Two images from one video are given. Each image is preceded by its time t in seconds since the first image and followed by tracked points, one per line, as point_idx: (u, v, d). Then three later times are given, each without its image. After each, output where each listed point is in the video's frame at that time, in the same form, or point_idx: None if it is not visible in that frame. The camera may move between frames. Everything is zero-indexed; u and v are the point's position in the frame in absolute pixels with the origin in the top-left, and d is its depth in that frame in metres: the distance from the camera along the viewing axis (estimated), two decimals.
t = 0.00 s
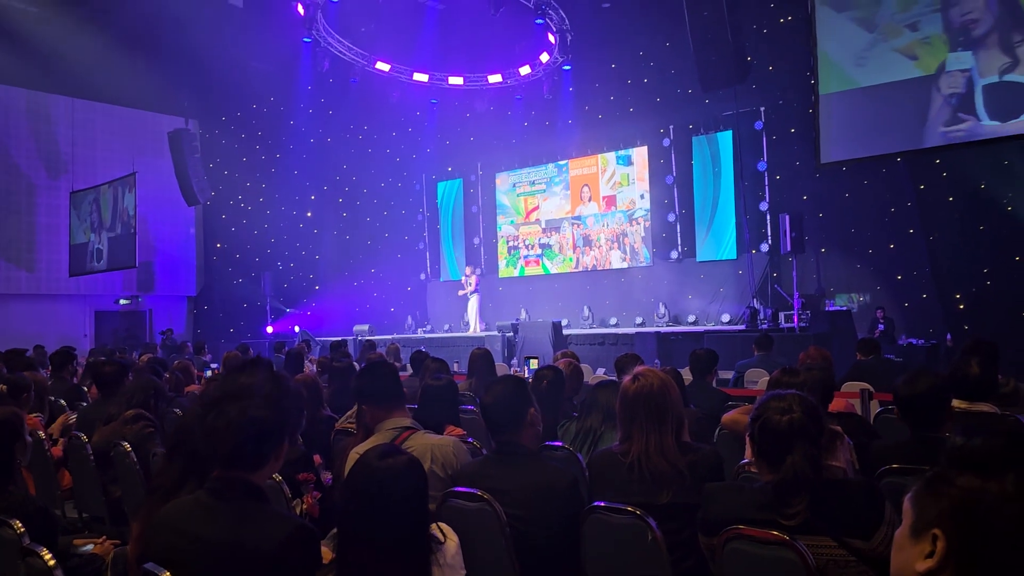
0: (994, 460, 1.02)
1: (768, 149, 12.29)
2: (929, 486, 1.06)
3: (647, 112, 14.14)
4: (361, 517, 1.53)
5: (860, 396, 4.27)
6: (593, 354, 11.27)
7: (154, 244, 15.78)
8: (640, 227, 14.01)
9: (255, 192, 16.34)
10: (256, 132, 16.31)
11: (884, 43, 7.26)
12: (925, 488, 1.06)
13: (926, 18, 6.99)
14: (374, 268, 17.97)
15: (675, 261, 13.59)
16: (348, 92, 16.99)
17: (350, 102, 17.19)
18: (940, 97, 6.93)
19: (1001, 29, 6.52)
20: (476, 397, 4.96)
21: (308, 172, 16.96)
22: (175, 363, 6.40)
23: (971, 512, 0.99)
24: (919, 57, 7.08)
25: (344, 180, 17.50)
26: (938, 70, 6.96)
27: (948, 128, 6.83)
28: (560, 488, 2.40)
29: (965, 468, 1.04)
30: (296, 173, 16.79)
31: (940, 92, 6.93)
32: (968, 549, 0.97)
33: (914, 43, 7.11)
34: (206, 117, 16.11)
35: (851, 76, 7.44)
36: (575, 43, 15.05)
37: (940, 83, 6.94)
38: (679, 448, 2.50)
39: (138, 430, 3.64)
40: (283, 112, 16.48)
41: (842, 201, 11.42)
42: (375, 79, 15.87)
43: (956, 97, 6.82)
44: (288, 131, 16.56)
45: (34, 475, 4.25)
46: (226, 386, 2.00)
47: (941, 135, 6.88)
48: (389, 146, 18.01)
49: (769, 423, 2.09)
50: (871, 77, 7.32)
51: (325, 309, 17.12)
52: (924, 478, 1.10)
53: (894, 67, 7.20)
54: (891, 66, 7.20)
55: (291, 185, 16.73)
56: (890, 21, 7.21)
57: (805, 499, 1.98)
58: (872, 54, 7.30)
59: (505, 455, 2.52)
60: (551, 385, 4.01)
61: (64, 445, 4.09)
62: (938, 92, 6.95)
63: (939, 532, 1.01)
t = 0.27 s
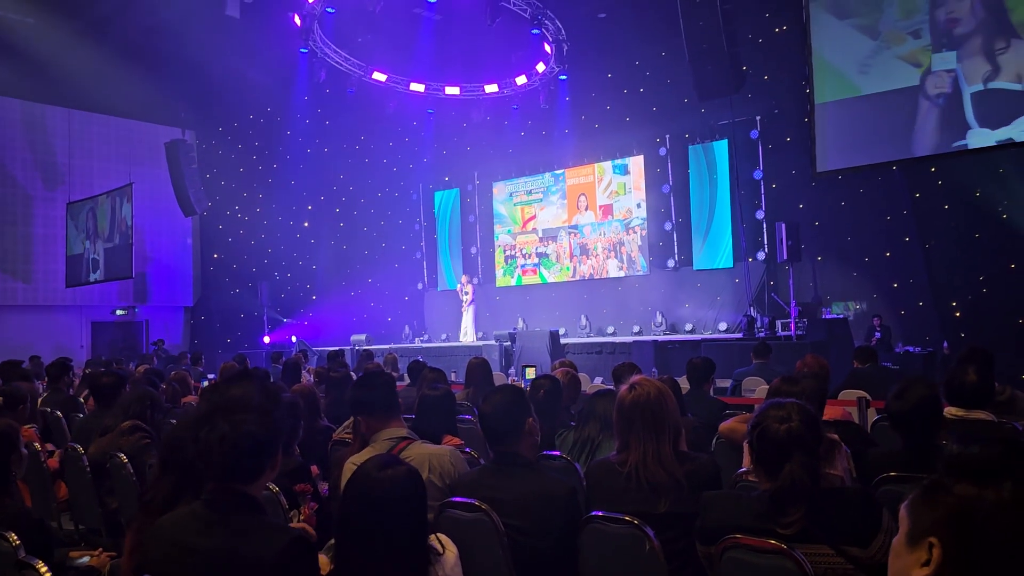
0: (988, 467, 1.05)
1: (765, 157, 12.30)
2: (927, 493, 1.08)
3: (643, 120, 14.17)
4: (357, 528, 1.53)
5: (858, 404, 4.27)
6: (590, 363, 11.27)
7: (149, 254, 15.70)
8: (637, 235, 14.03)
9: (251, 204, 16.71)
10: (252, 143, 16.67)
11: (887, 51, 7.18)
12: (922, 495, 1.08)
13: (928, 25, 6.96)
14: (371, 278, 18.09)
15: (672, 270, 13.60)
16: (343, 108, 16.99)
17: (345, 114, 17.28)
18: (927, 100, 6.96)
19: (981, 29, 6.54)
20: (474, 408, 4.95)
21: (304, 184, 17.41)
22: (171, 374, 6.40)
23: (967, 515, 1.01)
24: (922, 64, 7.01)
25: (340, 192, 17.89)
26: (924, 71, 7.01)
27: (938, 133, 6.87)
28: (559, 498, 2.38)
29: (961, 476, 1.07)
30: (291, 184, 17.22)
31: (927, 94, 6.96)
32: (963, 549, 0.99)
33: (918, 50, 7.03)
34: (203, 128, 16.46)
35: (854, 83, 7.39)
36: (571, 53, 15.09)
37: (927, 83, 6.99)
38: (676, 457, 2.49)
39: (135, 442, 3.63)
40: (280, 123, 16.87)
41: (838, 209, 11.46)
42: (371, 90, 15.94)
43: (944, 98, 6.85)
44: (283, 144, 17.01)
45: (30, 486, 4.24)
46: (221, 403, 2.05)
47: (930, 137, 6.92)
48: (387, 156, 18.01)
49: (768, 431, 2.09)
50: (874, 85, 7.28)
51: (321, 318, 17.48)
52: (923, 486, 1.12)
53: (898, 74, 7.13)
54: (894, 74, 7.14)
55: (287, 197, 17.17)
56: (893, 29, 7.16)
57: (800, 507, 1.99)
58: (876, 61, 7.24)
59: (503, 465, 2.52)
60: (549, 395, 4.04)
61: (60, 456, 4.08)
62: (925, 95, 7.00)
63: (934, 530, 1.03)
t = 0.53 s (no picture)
0: (970, 460, 0.89)
1: (762, 159, 12.33)
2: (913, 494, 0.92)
3: (641, 123, 14.20)
4: (355, 530, 1.54)
5: (857, 404, 4.28)
6: (588, 364, 11.27)
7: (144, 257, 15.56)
8: (634, 237, 14.05)
9: (249, 206, 16.36)
10: (250, 145, 16.36)
11: (894, 50, 7.10)
12: (910, 494, 0.93)
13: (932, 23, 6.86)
14: (368, 280, 18.17)
15: (670, 271, 13.62)
16: (341, 106, 17.15)
17: (342, 117, 17.53)
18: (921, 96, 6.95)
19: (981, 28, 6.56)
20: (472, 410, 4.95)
21: (302, 185, 17.16)
22: (170, 377, 6.39)
23: (961, 515, 0.85)
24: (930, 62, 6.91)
25: (338, 194, 17.85)
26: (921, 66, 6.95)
27: (930, 130, 6.89)
28: (557, 500, 2.39)
29: (947, 472, 0.91)
30: (289, 186, 16.96)
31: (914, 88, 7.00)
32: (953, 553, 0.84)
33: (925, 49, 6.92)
34: (201, 131, 16.04)
35: (862, 83, 7.29)
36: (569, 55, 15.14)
37: (925, 77, 6.95)
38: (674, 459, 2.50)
39: (132, 445, 3.63)
40: (277, 125, 16.77)
41: (835, 210, 11.49)
42: (368, 93, 15.93)
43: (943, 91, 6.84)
44: (281, 145, 16.74)
45: (28, 490, 4.23)
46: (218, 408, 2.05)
47: (922, 135, 6.94)
48: (385, 158, 18.23)
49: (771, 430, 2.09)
50: (881, 83, 7.20)
51: (320, 321, 17.21)
52: (910, 483, 0.96)
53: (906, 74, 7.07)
54: (902, 72, 7.06)
55: (285, 200, 16.89)
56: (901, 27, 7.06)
57: (796, 506, 1.99)
58: (882, 60, 7.18)
59: (501, 467, 2.51)
60: (546, 397, 4.05)
61: (58, 460, 4.08)
62: (917, 90, 6.98)
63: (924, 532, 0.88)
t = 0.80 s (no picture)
0: (960, 460, 0.94)
1: (759, 159, 12.36)
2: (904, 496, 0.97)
3: (638, 123, 14.20)
4: (350, 526, 1.54)
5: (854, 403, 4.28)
6: (587, 365, 11.26)
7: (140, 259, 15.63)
8: (632, 237, 14.06)
9: (245, 208, 16.36)
10: (248, 147, 16.44)
11: (906, 46, 7.02)
12: (899, 494, 0.98)
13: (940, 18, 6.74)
14: (365, 281, 17.98)
15: (667, 271, 13.64)
16: (337, 105, 16.88)
17: (340, 116, 17.25)
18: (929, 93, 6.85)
19: (982, 30, 6.49)
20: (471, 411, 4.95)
21: (298, 187, 17.07)
22: (167, 379, 6.37)
23: (951, 516, 0.90)
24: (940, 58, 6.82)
25: (334, 194, 17.63)
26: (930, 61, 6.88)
27: (934, 128, 6.81)
28: (555, 501, 2.39)
29: (936, 473, 0.95)
30: (286, 188, 16.90)
31: (912, 84, 7.00)
32: (942, 550, 0.88)
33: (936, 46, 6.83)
34: (200, 133, 16.28)
35: (875, 79, 7.22)
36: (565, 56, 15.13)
37: (937, 74, 6.82)
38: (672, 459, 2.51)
39: (130, 448, 3.62)
40: (274, 126, 16.73)
41: (832, 210, 11.51)
42: (365, 94, 15.91)
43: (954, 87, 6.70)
44: (279, 146, 16.77)
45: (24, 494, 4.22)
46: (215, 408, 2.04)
47: (925, 132, 6.86)
48: (382, 158, 18.01)
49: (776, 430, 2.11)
50: (895, 78, 7.12)
51: (317, 323, 17.14)
52: (901, 484, 1.01)
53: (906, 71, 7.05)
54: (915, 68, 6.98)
55: (281, 201, 16.83)
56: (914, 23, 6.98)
57: (793, 505, 2.02)
58: (895, 56, 7.10)
59: (499, 468, 2.51)
60: (544, 397, 4.05)
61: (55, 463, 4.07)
62: (920, 87, 6.94)
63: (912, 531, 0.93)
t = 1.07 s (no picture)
0: (944, 458, 0.93)
1: (754, 159, 12.38)
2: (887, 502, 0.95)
3: (633, 124, 14.21)
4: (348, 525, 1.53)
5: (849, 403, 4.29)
6: (583, 366, 11.27)
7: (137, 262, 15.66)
8: (628, 238, 14.06)
9: (241, 209, 16.22)
10: (243, 149, 16.28)
11: (917, 42, 6.94)
12: (882, 493, 0.97)
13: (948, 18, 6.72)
14: (361, 282, 17.99)
15: (663, 272, 13.64)
16: (334, 107, 17.02)
17: (335, 117, 17.29)
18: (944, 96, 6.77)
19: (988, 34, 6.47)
20: (467, 413, 4.94)
21: (294, 188, 16.91)
22: (162, 382, 6.37)
23: (935, 514, 0.90)
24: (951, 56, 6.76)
25: (330, 196, 17.53)
26: (940, 63, 6.83)
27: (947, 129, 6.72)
28: (551, 503, 2.39)
29: (918, 472, 0.95)
30: (282, 190, 16.74)
31: (916, 87, 6.96)
32: (927, 554, 0.88)
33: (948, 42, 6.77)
34: (195, 136, 16.07)
35: (883, 77, 7.19)
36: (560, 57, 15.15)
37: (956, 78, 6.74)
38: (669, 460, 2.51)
39: (125, 451, 3.58)
40: (269, 127, 16.62)
41: (827, 210, 11.52)
42: (360, 96, 15.90)
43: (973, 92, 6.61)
44: (275, 147, 16.60)
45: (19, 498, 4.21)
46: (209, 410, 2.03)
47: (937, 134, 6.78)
48: (379, 158, 18.13)
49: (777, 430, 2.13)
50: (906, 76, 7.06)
51: (313, 325, 17.07)
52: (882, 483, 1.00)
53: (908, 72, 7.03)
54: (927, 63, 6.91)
55: (277, 203, 16.70)
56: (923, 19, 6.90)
57: (794, 506, 2.01)
58: (904, 53, 7.04)
59: (496, 470, 2.51)
60: (541, 399, 4.05)
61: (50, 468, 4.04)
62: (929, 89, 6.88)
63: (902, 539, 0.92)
